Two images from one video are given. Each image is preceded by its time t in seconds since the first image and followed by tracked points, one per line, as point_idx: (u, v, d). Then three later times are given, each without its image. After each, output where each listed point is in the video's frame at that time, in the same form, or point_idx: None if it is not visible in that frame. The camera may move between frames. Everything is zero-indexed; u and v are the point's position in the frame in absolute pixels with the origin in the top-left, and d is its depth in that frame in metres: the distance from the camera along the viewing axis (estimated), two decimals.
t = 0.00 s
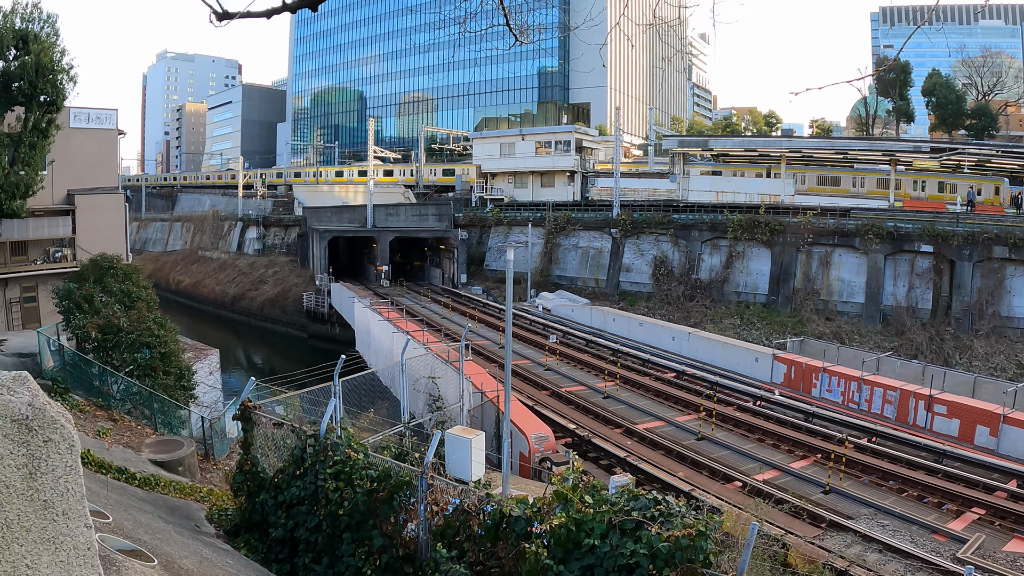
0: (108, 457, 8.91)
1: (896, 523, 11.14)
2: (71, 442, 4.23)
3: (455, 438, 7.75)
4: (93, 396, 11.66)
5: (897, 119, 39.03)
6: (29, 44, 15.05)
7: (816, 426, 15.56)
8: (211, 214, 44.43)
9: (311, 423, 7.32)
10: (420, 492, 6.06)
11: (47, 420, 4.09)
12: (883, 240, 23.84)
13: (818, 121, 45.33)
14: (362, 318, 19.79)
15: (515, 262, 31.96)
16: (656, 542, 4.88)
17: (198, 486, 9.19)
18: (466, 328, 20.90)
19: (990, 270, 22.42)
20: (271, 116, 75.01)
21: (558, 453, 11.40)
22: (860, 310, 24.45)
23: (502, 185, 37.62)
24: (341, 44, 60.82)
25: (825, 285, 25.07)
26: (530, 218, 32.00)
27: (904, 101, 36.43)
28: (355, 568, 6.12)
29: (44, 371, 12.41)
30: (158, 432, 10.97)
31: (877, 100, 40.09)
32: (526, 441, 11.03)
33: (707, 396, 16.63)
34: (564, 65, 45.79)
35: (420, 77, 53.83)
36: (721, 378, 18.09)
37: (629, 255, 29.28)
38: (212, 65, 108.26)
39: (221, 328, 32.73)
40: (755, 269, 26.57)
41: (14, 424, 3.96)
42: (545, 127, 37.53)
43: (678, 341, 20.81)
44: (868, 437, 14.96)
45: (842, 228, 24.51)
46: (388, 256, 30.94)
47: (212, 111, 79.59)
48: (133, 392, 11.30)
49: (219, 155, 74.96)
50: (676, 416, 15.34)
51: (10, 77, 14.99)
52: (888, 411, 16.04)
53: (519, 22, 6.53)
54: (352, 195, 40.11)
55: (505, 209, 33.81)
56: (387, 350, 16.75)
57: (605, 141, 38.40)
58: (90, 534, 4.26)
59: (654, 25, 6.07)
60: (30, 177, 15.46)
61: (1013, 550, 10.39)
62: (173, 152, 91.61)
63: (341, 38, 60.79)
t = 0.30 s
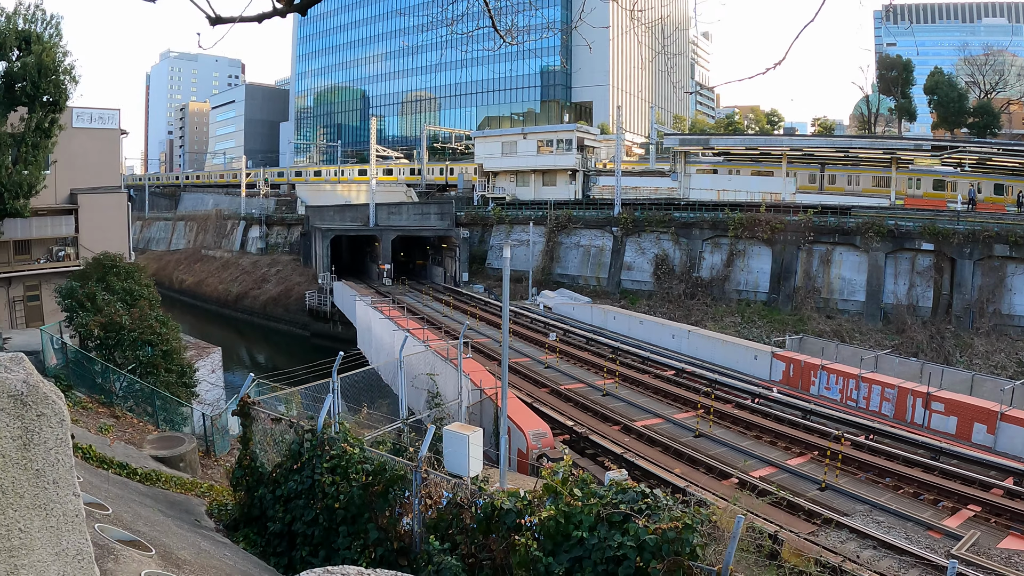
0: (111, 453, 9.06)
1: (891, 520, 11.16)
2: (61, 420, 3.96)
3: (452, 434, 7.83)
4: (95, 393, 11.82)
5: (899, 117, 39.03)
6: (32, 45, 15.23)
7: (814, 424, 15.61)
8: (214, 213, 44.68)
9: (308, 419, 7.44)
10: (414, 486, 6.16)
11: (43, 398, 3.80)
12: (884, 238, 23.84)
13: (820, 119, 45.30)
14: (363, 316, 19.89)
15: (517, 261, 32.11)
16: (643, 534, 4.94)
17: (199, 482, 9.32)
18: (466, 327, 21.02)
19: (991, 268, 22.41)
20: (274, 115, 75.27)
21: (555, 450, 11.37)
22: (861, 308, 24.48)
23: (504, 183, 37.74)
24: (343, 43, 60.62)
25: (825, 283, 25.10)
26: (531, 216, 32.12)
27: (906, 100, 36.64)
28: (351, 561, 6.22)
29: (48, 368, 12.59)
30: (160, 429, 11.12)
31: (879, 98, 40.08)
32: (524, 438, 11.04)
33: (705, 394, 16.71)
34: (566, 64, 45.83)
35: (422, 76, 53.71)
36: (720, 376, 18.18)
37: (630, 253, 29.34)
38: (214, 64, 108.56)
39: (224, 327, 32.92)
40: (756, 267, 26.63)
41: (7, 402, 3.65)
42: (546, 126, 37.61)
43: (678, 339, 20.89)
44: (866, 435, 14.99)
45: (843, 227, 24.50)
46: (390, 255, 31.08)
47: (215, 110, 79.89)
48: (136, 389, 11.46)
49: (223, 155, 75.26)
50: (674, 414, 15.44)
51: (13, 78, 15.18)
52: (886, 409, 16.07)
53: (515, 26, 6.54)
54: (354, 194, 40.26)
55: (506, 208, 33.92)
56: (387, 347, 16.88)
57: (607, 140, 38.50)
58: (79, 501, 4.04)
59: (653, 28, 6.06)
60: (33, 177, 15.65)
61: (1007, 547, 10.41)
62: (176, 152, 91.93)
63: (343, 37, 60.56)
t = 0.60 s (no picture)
0: (108, 446, 9.20)
1: (881, 516, 11.23)
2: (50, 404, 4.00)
3: (445, 428, 7.91)
4: (92, 387, 11.95)
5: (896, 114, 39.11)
6: (29, 41, 15.30)
7: (807, 420, 15.71)
8: (212, 208, 44.76)
9: (301, 412, 7.56)
10: (403, 477, 6.28)
11: (35, 383, 3.89)
12: (880, 234, 23.96)
13: (818, 115, 45.38)
14: (360, 311, 19.98)
15: (514, 256, 32.29)
16: (625, 526, 5.06)
17: (195, 475, 9.45)
18: (462, 322, 21.17)
19: (986, 266, 22.51)
20: (272, 110, 75.27)
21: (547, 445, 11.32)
22: (856, 304, 24.61)
23: (502, 179, 37.85)
24: (343, 38, 60.54)
25: (821, 279, 25.22)
26: (529, 212, 32.24)
27: (904, 97, 36.86)
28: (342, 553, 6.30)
29: (45, 363, 12.72)
30: (157, 423, 11.24)
31: (877, 95, 40.19)
32: (516, 433, 11.01)
33: (698, 389, 16.84)
34: (565, 59, 45.87)
35: (422, 71, 53.65)
36: (715, 372, 18.31)
37: (627, 249, 29.44)
38: (213, 59, 108.46)
39: (222, 321, 33.03)
40: (752, 264, 26.78)
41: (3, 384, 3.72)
42: (544, 121, 37.70)
43: (673, 335, 21.02)
44: (858, 431, 15.07)
45: (839, 224, 24.61)
46: (387, 250, 31.21)
47: (214, 105, 79.89)
48: (133, 384, 11.59)
49: (221, 150, 75.32)
50: (667, 409, 15.59)
51: (10, 74, 15.26)
52: (878, 405, 16.17)
53: (510, 33, 6.59)
54: (352, 189, 40.34)
55: (504, 204, 34.00)
56: (383, 342, 16.98)
57: (604, 136, 38.61)
58: (69, 482, 4.09)
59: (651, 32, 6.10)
60: (31, 173, 15.77)
61: (996, 543, 10.47)
62: (175, 147, 91.91)
63: (343, 31, 60.51)
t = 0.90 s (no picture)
0: (103, 442, 9.27)
1: (873, 511, 11.25)
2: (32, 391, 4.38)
3: (438, 423, 7.94)
4: (89, 384, 12.04)
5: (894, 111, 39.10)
6: (26, 40, 15.34)
7: (801, 416, 15.75)
8: (210, 205, 44.78)
9: (293, 408, 7.64)
10: (393, 472, 6.34)
11: (15, 371, 4.29)
12: (877, 231, 24.01)
13: (815, 112, 45.46)
14: (357, 308, 20.06)
15: (512, 253, 32.35)
16: (610, 520, 5.10)
17: (190, 470, 9.52)
18: (458, 318, 21.25)
19: (983, 263, 22.60)
20: (270, 108, 75.27)
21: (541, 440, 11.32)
22: (853, 301, 24.64)
23: (499, 176, 37.90)
24: (341, 35, 60.46)
25: (818, 276, 25.25)
26: (526, 209, 32.29)
27: (902, 94, 36.88)
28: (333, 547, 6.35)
29: (42, 360, 12.83)
30: (153, 420, 11.32)
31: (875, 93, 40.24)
32: (510, 428, 11.02)
33: (692, 386, 16.91)
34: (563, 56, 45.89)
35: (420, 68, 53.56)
36: (710, 368, 18.40)
37: (624, 246, 29.49)
38: (211, 56, 108.40)
39: (219, 319, 33.09)
40: (748, 260, 26.82)
41: None
42: (542, 118, 37.73)
43: (669, 331, 21.11)
44: (852, 427, 15.10)
45: (836, 220, 24.69)
46: (385, 247, 31.30)
47: (212, 102, 79.90)
48: (129, 381, 11.67)
49: (219, 147, 75.32)
50: (662, 405, 15.67)
51: (7, 73, 15.31)
52: (873, 402, 16.22)
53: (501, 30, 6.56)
54: (350, 186, 40.37)
55: (501, 201, 34.00)
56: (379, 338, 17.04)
57: (602, 133, 38.66)
58: (49, 466, 4.45)
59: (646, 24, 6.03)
60: (28, 171, 15.86)
61: (987, 539, 10.43)
62: (173, 144, 91.92)
63: (341, 28, 60.43)
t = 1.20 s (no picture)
0: (99, 437, 9.34)
1: (866, 506, 11.26)
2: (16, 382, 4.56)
3: (432, 418, 7.96)
4: (86, 379, 12.12)
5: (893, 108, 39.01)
6: (24, 37, 15.33)
7: (796, 412, 15.77)
8: (208, 201, 44.80)
9: (288, 403, 7.72)
10: (385, 467, 6.42)
11: None
12: (874, 228, 24.03)
13: (814, 108, 45.48)
14: (355, 303, 20.12)
15: (509, 248, 32.44)
16: (598, 515, 5.17)
17: (186, 466, 9.58)
18: (455, 314, 21.32)
19: (980, 259, 22.67)
20: (269, 103, 75.25)
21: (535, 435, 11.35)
22: (850, 297, 24.67)
23: (497, 171, 37.97)
24: (340, 30, 60.33)
25: (815, 272, 25.31)
26: (523, 204, 32.34)
27: (900, 90, 36.91)
28: (327, 540, 6.44)
29: (40, 356, 12.91)
30: (150, 415, 11.40)
31: (874, 89, 40.25)
32: (505, 423, 11.03)
33: (688, 381, 16.98)
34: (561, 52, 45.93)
35: (418, 63, 53.38)
36: (706, 364, 18.47)
37: (622, 241, 29.54)
38: (210, 52, 108.30)
39: (217, 314, 33.14)
40: (746, 256, 26.85)
41: None
42: (540, 114, 37.78)
43: (665, 327, 21.19)
44: (847, 423, 15.12)
45: (833, 216, 24.72)
46: (383, 243, 31.41)
47: (211, 97, 79.89)
48: (126, 376, 11.75)
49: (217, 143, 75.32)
50: (658, 401, 15.76)
51: (3, 69, 15.29)
52: (868, 398, 16.27)
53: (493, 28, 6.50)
54: (348, 182, 40.43)
55: (499, 196, 34.00)
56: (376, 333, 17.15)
57: (600, 129, 38.68)
58: (31, 456, 4.60)
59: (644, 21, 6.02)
60: (25, 167, 15.89)
61: (980, 536, 10.40)
62: (172, 139, 91.80)
63: (340, 24, 60.28)
